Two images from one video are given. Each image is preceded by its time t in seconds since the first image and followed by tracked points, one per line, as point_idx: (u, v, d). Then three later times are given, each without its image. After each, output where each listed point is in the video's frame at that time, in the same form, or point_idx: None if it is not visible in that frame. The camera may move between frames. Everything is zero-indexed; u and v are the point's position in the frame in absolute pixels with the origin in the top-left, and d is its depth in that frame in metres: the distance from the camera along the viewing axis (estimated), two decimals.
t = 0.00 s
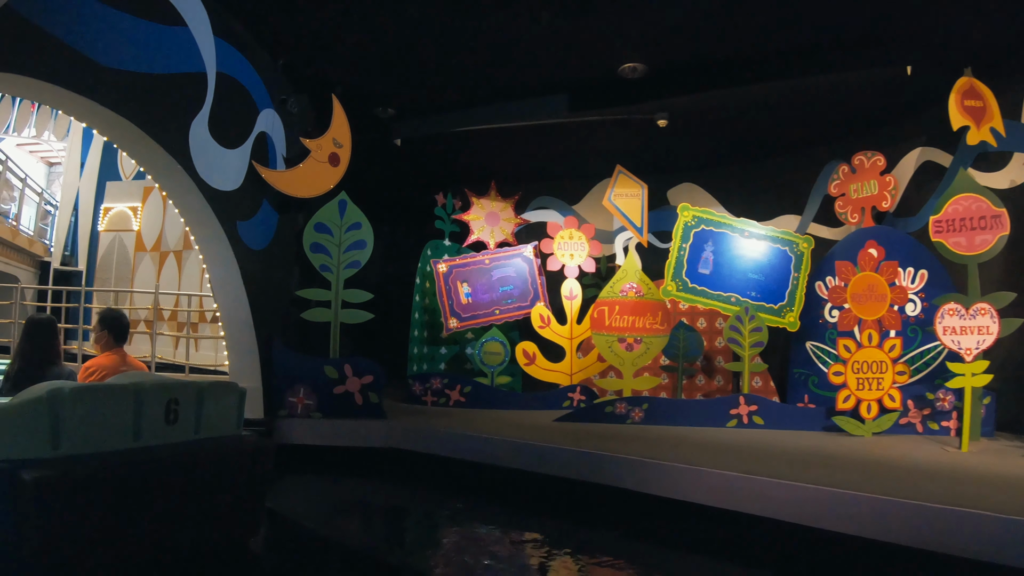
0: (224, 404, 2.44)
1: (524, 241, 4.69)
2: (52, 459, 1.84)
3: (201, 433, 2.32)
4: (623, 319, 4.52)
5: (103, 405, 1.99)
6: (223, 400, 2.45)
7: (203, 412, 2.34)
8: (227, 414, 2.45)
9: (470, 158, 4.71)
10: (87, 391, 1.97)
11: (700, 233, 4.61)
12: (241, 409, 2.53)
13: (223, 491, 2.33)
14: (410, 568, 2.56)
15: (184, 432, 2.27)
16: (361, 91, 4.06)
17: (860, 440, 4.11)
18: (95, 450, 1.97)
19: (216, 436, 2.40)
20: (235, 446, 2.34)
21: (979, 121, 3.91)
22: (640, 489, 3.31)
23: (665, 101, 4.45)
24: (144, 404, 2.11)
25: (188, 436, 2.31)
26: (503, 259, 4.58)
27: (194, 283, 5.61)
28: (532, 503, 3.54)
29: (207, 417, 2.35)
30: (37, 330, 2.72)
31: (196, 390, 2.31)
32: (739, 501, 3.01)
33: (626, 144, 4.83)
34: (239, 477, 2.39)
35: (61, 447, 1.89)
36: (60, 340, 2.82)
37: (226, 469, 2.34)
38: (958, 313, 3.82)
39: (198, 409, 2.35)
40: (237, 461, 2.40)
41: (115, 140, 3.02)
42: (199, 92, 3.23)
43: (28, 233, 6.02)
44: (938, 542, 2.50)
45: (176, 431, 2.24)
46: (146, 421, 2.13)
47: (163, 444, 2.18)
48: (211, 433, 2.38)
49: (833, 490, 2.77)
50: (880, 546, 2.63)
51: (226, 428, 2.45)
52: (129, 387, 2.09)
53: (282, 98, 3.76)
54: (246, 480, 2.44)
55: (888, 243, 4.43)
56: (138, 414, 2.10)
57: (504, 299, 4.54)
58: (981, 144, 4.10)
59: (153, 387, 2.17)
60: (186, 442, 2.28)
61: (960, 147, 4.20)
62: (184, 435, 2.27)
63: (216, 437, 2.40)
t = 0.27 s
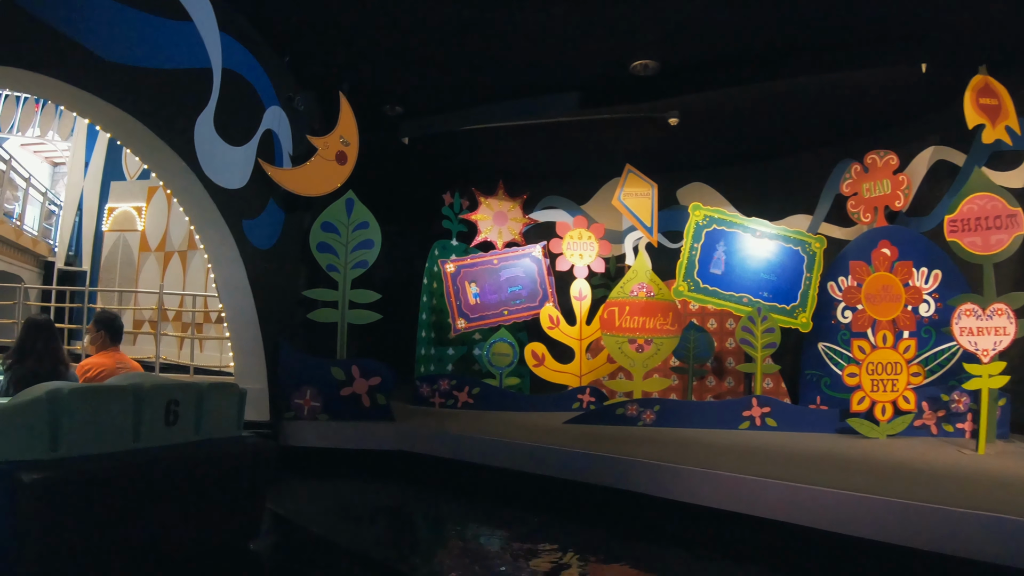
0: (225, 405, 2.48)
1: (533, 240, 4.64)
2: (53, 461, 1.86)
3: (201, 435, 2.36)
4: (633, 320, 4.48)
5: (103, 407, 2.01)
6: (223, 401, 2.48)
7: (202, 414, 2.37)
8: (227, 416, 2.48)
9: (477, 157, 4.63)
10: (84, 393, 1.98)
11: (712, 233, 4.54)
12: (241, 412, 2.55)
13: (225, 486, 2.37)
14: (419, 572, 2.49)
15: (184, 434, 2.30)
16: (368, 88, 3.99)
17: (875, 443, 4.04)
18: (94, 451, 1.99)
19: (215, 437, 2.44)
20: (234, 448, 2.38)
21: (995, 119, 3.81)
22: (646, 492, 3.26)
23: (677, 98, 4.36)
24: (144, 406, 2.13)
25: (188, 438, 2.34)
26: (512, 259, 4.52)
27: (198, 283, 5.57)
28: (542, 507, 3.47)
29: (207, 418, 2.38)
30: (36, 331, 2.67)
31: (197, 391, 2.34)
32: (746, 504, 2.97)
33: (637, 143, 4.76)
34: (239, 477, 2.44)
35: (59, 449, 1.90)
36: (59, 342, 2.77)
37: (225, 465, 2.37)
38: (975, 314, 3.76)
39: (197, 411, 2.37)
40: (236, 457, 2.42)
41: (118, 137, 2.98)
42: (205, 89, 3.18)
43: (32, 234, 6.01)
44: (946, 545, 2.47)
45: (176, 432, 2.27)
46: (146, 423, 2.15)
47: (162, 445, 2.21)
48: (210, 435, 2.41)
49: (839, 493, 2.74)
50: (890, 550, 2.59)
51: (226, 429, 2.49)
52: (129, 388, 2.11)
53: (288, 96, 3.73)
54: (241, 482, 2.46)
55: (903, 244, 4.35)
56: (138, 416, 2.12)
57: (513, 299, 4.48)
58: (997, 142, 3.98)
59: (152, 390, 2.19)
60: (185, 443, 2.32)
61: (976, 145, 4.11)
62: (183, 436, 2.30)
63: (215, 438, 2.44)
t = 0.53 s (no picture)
0: (225, 407, 2.56)
1: (541, 241, 4.58)
2: (54, 463, 1.85)
3: (201, 436, 2.42)
4: (643, 321, 4.40)
5: (106, 408, 2.04)
6: (222, 402, 2.56)
7: (202, 415, 2.44)
8: (227, 418, 2.56)
9: (485, 156, 4.57)
10: (85, 395, 1.98)
11: (725, 233, 4.47)
12: (241, 413, 2.64)
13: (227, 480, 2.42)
14: None
15: (185, 434, 2.36)
16: (375, 86, 3.93)
17: (891, 445, 3.96)
18: (96, 453, 2.01)
19: (215, 438, 2.51)
20: (235, 448, 2.45)
21: (1011, 118, 3.70)
22: (655, 494, 3.21)
23: (688, 96, 4.29)
24: (146, 407, 2.18)
25: (189, 439, 2.40)
26: (520, 260, 4.45)
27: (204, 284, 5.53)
28: (552, 510, 3.41)
29: (207, 420, 2.45)
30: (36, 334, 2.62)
31: (197, 393, 2.42)
32: (753, 505, 2.93)
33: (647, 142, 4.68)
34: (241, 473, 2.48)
35: (59, 451, 1.89)
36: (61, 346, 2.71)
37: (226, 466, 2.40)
38: (992, 313, 3.68)
39: (197, 413, 2.44)
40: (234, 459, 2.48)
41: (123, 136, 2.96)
42: (210, 87, 3.14)
43: (36, 235, 6.00)
44: (960, 546, 2.42)
45: (177, 433, 2.32)
46: (149, 424, 2.20)
47: (163, 446, 2.25)
48: (211, 436, 2.48)
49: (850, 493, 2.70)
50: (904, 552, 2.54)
51: (226, 430, 2.57)
52: (133, 390, 2.16)
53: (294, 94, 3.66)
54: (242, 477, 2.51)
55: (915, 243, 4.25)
56: (141, 417, 2.17)
57: (522, 301, 4.41)
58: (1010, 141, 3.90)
59: (155, 392, 2.24)
60: (186, 444, 2.37)
61: (988, 144, 4.03)
62: (184, 437, 2.36)
63: (215, 439, 2.50)
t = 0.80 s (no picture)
0: (226, 406, 2.49)
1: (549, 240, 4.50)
2: (54, 464, 1.86)
3: (203, 436, 2.36)
4: (654, 320, 4.35)
5: (104, 408, 2.01)
6: (225, 401, 2.49)
7: (203, 415, 2.37)
8: (230, 417, 2.49)
9: (493, 154, 4.51)
10: (83, 395, 1.97)
11: (737, 231, 4.40)
12: (243, 412, 2.56)
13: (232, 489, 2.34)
14: None
15: (185, 435, 2.30)
16: (383, 83, 3.88)
17: (907, 447, 3.89)
18: (94, 454, 1.99)
19: (219, 438, 2.44)
20: (235, 449, 2.38)
21: None
22: (662, 498, 3.17)
23: (698, 93, 4.23)
24: (145, 407, 2.14)
25: (190, 439, 2.35)
26: (529, 259, 4.40)
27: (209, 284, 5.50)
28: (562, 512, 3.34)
29: (208, 419, 2.39)
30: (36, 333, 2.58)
31: (198, 392, 2.35)
32: (761, 509, 2.91)
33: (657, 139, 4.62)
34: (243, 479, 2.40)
35: (59, 452, 1.90)
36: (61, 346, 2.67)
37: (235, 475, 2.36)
38: (1010, 313, 3.68)
39: (199, 412, 2.38)
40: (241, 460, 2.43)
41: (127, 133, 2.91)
42: (216, 82, 3.09)
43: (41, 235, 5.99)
44: (977, 547, 2.41)
45: (179, 434, 2.27)
46: (148, 424, 2.16)
47: (163, 447, 2.21)
48: (212, 436, 2.41)
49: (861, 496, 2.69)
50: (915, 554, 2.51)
51: (228, 429, 2.50)
52: (130, 390, 2.11)
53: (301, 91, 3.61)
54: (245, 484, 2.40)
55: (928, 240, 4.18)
56: (139, 417, 2.12)
57: (531, 300, 4.36)
58: None
59: (153, 392, 2.18)
60: (187, 444, 2.32)
61: (1004, 139, 3.93)
62: (185, 437, 2.30)
63: (218, 439, 2.44)
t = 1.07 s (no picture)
0: (227, 404, 2.42)
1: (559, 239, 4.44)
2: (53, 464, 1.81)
3: (203, 435, 2.30)
4: (665, 319, 4.30)
5: (104, 408, 1.96)
6: (226, 400, 2.42)
7: (204, 414, 2.31)
8: (230, 416, 2.43)
9: (501, 151, 4.45)
10: (82, 394, 1.91)
11: (749, 229, 4.33)
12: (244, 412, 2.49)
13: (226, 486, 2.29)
14: None
15: (185, 435, 2.24)
16: (390, 79, 3.82)
17: (923, 448, 3.82)
18: (93, 454, 1.93)
19: (219, 437, 2.38)
20: (235, 450, 2.32)
21: None
22: (665, 496, 3.12)
23: (710, 88, 4.17)
24: (145, 406, 2.08)
25: (190, 439, 2.29)
26: (539, 257, 4.35)
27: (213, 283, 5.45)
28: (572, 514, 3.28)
29: (209, 418, 2.33)
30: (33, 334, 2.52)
31: (199, 391, 2.29)
32: (767, 508, 2.84)
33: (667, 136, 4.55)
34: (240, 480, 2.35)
35: (59, 451, 1.84)
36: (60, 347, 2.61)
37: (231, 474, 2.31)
38: None
39: (199, 411, 2.32)
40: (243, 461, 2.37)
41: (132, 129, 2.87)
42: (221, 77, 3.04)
43: (45, 234, 6.00)
44: (995, 550, 2.34)
45: (179, 433, 2.21)
46: (148, 424, 2.10)
47: (163, 446, 2.15)
48: (213, 435, 2.35)
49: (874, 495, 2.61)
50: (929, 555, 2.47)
51: (228, 428, 2.43)
52: (130, 389, 2.06)
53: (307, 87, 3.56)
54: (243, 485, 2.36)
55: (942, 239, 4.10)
56: (139, 417, 2.07)
57: (540, 299, 4.30)
58: None
59: (153, 390, 2.13)
60: (187, 444, 2.26)
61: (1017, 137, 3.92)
62: (185, 437, 2.24)
63: (218, 439, 2.38)
